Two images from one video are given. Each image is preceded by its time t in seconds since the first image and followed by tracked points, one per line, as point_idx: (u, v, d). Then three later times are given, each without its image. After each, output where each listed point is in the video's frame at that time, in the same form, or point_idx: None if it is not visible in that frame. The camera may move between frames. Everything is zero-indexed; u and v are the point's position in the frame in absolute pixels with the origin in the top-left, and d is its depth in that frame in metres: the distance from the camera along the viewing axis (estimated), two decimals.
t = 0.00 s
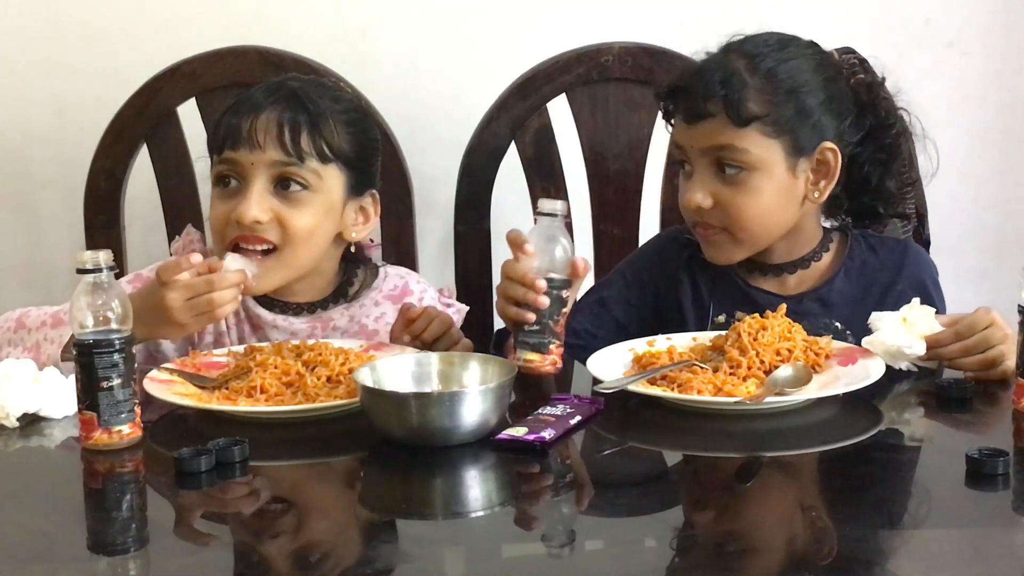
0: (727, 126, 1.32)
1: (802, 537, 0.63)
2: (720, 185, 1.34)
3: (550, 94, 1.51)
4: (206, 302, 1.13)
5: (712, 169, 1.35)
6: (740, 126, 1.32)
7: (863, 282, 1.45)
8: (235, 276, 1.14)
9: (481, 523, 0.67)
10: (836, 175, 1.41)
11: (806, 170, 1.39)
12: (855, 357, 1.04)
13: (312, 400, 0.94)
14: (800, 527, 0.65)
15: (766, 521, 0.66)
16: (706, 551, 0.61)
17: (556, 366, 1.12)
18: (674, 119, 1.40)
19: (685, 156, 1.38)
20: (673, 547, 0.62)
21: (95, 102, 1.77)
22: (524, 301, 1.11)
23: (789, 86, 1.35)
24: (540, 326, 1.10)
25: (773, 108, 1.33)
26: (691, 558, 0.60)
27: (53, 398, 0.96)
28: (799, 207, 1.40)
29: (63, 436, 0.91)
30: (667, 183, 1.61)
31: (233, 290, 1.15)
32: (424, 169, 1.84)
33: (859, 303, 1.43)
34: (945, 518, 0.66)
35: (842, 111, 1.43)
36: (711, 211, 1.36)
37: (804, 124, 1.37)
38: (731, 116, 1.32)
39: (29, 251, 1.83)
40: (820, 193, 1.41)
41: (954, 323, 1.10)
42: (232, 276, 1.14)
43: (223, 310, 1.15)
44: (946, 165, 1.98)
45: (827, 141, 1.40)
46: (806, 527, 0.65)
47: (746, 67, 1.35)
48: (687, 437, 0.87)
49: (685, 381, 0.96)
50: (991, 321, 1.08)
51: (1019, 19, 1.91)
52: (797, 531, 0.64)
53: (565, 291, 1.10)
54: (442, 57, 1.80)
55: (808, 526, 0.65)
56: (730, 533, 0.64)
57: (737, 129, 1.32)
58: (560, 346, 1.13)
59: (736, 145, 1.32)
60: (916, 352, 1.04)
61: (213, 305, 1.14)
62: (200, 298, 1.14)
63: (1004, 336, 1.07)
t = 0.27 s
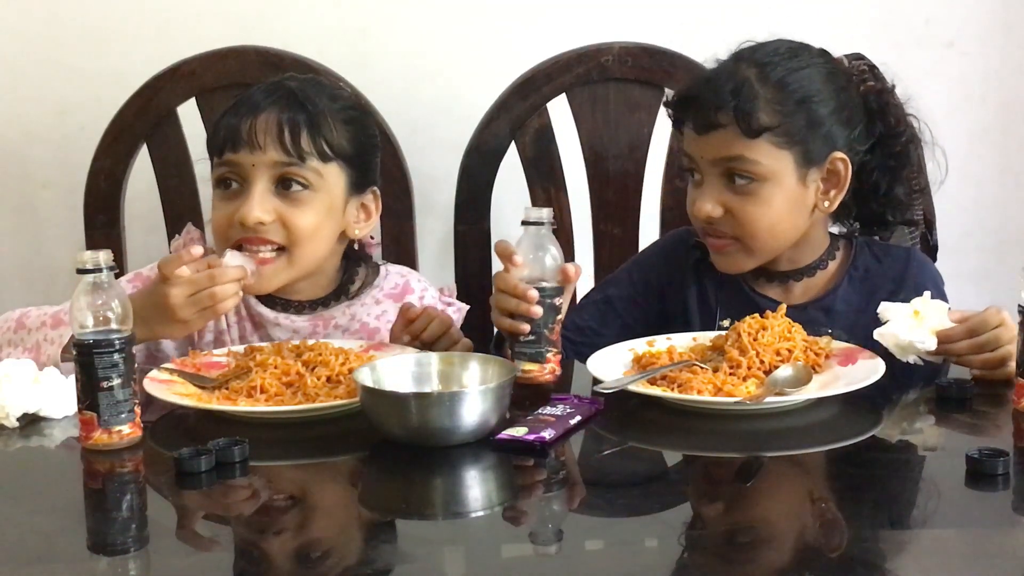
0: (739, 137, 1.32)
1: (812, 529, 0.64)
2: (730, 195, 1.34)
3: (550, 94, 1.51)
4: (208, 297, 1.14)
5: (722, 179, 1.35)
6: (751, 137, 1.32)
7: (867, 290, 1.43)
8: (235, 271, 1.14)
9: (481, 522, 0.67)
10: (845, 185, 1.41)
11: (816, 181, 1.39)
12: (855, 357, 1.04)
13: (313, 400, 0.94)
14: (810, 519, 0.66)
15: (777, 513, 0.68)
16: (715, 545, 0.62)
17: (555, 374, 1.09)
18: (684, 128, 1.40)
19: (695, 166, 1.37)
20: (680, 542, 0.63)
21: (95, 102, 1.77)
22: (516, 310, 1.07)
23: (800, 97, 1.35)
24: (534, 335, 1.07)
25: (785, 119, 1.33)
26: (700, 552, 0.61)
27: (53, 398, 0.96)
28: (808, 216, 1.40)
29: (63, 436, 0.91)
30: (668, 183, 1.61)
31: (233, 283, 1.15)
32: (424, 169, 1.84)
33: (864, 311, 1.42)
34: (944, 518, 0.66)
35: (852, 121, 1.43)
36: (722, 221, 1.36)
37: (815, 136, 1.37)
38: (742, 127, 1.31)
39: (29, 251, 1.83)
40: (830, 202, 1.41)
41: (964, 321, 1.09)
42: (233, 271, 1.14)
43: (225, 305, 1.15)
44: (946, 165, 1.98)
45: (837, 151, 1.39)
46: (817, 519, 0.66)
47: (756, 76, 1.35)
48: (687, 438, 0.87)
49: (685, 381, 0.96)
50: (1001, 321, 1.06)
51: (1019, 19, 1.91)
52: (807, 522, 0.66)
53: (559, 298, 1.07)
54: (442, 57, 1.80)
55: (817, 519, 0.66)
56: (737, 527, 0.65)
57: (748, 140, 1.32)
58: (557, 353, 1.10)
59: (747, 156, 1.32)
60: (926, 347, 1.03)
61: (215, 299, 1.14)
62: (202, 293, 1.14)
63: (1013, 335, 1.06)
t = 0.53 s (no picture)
0: (748, 141, 1.32)
1: (817, 522, 0.66)
2: (737, 199, 1.34)
3: (550, 94, 1.51)
4: (210, 292, 1.14)
5: (729, 183, 1.34)
6: (759, 140, 1.31)
7: (868, 299, 1.43)
8: (237, 266, 1.14)
9: (482, 523, 0.67)
10: (850, 193, 1.41)
11: (823, 186, 1.39)
12: (855, 357, 1.04)
13: (313, 400, 0.94)
14: (816, 512, 0.68)
15: (782, 506, 0.69)
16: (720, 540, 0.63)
17: (553, 370, 1.10)
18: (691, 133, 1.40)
19: (701, 170, 1.37)
20: (684, 540, 0.63)
21: (95, 102, 1.77)
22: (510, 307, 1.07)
23: (808, 103, 1.35)
24: (528, 333, 1.07)
25: (792, 123, 1.33)
26: (702, 550, 0.61)
27: (53, 398, 0.96)
28: (814, 223, 1.40)
29: (63, 436, 0.91)
30: (668, 182, 1.61)
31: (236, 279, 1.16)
32: (424, 169, 1.84)
33: (865, 320, 1.41)
34: (945, 517, 0.66)
35: (858, 131, 1.44)
36: (728, 225, 1.36)
37: (822, 142, 1.37)
38: (751, 130, 1.31)
39: (29, 251, 1.83)
40: (835, 210, 1.41)
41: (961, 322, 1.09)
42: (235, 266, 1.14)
43: (227, 300, 1.15)
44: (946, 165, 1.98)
45: (844, 157, 1.40)
46: (822, 512, 0.68)
47: (763, 81, 1.35)
48: (688, 437, 0.87)
49: (685, 381, 0.96)
50: (999, 321, 1.07)
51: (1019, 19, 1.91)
52: (813, 515, 0.67)
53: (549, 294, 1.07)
54: (442, 56, 1.80)
55: (824, 512, 0.68)
56: (739, 525, 0.65)
57: (757, 144, 1.32)
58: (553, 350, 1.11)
59: (755, 160, 1.32)
60: (923, 348, 1.03)
61: (217, 294, 1.14)
62: (204, 288, 1.14)
63: (1011, 335, 1.06)
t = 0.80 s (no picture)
0: (749, 139, 1.31)
1: (819, 522, 0.65)
2: (739, 199, 1.34)
3: (550, 94, 1.51)
4: (213, 299, 1.14)
5: (731, 182, 1.34)
6: (762, 139, 1.31)
7: (870, 300, 1.44)
8: (240, 272, 1.14)
9: (481, 523, 0.67)
10: (852, 196, 1.41)
11: (824, 188, 1.38)
12: (856, 357, 1.04)
13: (313, 400, 0.94)
14: (818, 512, 0.68)
15: (785, 507, 0.69)
16: (722, 537, 0.63)
17: (551, 375, 1.07)
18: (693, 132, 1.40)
19: (703, 169, 1.37)
20: (685, 540, 0.63)
21: (95, 102, 1.77)
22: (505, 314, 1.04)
23: (811, 103, 1.35)
24: (526, 338, 1.04)
25: (794, 123, 1.33)
26: (702, 550, 0.61)
27: (53, 398, 0.96)
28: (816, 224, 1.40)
29: (63, 436, 0.91)
30: (668, 182, 1.61)
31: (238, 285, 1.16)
32: (424, 169, 1.84)
33: (866, 322, 1.42)
34: (945, 517, 0.66)
35: (860, 130, 1.43)
36: (728, 225, 1.35)
37: (824, 142, 1.37)
38: (754, 129, 1.31)
39: (29, 251, 1.83)
40: (836, 211, 1.40)
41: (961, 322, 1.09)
42: (237, 273, 1.14)
43: (230, 306, 1.15)
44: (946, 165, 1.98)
45: (845, 160, 1.39)
46: (824, 511, 0.68)
47: (767, 81, 1.35)
48: (688, 437, 0.87)
49: (685, 381, 0.96)
50: (998, 321, 1.06)
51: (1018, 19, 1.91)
52: (815, 513, 0.67)
53: (547, 298, 1.04)
54: (442, 57, 1.80)
55: (825, 511, 0.68)
56: (739, 525, 0.65)
57: (759, 143, 1.31)
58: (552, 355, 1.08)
59: (756, 159, 1.31)
60: (922, 349, 1.03)
61: (220, 301, 1.14)
62: (206, 295, 1.14)
63: (1010, 334, 1.06)
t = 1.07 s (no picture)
0: (750, 139, 1.31)
1: (819, 521, 0.66)
2: (739, 201, 1.34)
3: (550, 94, 1.51)
4: (211, 295, 1.14)
5: (732, 182, 1.34)
6: (763, 139, 1.31)
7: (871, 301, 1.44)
8: (236, 266, 1.15)
9: (481, 523, 0.67)
10: (852, 199, 1.41)
11: (824, 189, 1.38)
12: (856, 357, 1.04)
13: (313, 400, 0.94)
14: (818, 510, 0.68)
15: (787, 505, 0.69)
16: (722, 537, 0.63)
17: (549, 378, 1.05)
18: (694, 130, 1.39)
19: (703, 168, 1.37)
20: (685, 540, 0.63)
21: (95, 102, 1.77)
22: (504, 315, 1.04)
23: (813, 105, 1.35)
24: (523, 339, 1.03)
25: (796, 124, 1.33)
26: (702, 550, 0.61)
27: (53, 398, 0.96)
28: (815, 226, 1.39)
29: (63, 436, 0.91)
30: (668, 182, 1.61)
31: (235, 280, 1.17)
32: (424, 169, 1.84)
33: (866, 323, 1.42)
34: (946, 517, 0.66)
35: (861, 132, 1.43)
36: (728, 228, 1.35)
37: (824, 143, 1.37)
38: (755, 129, 1.31)
39: (29, 251, 1.83)
40: (836, 214, 1.40)
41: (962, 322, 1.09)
42: (233, 268, 1.14)
43: (229, 301, 1.15)
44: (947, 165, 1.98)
45: (845, 162, 1.40)
46: (823, 510, 0.68)
47: (769, 81, 1.35)
48: (687, 437, 0.87)
49: (685, 381, 0.96)
50: (999, 321, 1.06)
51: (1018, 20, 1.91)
52: (815, 512, 0.67)
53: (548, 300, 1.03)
54: (442, 57, 1.80)
55: (824, 509, 0.68)
56: (739, 525, 0.65)
57: (760, 143, 1.31)
58: (551, 358, 1.06)
59: (758, 160, 1.31)
60: (922, 349, 1.03)
61: (218, 297, 1.15)
62: (204, 292, 1.14)
63: (1011, 334, 1.06)
